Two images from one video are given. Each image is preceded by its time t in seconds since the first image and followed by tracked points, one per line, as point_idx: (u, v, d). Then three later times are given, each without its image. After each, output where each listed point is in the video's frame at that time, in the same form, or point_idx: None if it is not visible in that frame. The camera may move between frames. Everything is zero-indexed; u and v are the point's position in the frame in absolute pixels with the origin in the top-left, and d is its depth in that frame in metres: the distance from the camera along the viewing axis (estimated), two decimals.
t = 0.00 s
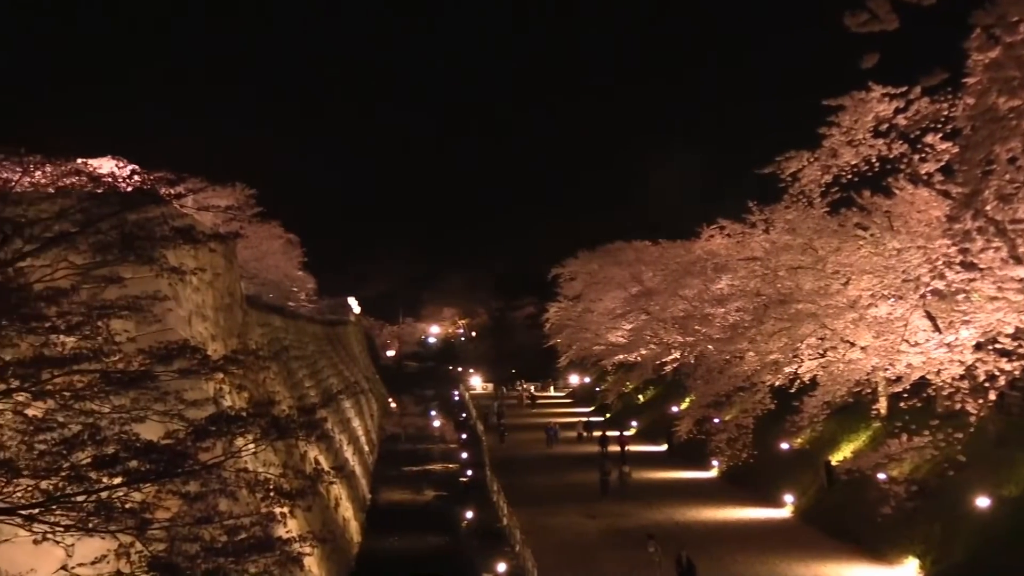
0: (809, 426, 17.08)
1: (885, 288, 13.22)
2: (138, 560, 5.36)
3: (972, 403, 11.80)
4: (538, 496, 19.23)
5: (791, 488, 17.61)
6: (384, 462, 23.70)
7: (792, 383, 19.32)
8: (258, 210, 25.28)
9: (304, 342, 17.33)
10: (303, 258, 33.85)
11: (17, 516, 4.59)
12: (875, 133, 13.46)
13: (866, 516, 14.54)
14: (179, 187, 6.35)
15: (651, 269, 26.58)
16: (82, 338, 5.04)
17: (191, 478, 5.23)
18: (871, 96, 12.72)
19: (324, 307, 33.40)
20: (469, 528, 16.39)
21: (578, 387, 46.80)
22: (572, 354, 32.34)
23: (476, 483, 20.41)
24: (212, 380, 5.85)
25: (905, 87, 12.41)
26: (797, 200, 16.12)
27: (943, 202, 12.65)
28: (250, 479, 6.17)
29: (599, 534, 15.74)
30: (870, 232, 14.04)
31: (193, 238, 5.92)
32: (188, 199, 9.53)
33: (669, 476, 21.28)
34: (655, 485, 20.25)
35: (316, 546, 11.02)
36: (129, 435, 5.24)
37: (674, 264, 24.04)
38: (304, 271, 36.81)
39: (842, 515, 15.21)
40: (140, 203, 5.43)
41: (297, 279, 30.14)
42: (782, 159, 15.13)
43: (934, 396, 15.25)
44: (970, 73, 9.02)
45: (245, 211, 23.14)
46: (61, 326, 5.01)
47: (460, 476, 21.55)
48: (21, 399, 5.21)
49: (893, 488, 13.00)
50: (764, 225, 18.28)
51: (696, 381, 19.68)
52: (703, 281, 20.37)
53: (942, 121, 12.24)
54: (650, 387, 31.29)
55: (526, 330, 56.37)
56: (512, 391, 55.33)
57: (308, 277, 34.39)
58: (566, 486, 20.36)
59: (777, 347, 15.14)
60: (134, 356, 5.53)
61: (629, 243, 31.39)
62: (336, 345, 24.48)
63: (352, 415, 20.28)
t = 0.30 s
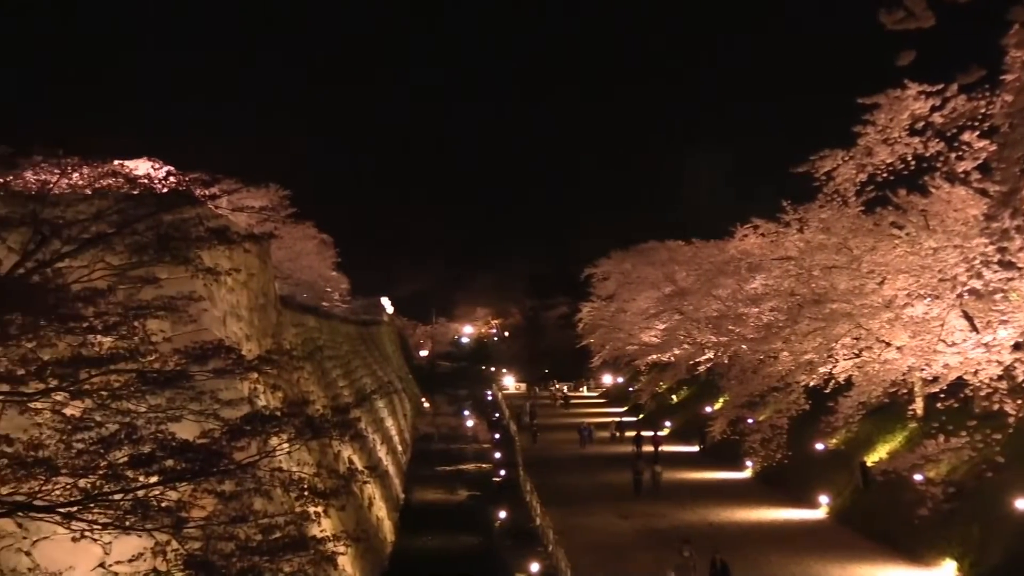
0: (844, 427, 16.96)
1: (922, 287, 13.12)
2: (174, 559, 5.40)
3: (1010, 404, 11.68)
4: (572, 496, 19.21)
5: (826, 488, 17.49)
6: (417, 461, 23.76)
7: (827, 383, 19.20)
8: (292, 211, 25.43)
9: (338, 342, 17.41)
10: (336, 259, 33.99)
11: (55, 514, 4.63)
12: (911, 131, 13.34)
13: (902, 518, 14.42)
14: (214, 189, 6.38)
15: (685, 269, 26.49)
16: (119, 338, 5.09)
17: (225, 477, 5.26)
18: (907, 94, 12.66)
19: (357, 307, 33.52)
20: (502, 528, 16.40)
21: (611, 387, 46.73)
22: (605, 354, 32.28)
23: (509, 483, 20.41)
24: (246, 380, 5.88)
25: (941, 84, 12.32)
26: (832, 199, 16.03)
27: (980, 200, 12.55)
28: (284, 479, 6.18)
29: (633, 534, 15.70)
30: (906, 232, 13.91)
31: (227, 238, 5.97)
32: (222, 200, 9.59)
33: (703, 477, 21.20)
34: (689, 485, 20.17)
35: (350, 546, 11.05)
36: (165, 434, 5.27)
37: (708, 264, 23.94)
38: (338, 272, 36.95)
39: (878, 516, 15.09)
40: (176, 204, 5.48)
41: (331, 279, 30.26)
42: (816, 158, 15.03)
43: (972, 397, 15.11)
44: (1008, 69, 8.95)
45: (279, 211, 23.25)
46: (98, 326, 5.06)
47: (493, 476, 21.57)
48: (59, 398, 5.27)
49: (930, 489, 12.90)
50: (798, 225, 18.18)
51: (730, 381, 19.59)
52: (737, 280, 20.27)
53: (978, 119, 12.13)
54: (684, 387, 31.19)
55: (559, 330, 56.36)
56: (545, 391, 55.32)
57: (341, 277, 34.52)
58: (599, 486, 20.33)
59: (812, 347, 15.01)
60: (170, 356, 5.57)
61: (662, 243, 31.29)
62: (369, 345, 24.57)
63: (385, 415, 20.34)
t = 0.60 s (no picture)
0: (884, 428, 16.82)
1: (962, 287, 12.97)
2: (214, 557, 5.44)
3: None
4: (608, 496, 19.18)
5: (866, 490, 17.36)
6: (454, 461, 23.82)
7: (866, 383, 19.06)
8: (329, 212, 25.56)
9: (375, 342, 17.47)
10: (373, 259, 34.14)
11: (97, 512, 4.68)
12: (951, 129, 13.21)
13: (943, 520, 14.28)
14: (251, 189, 6.42)
15: (722, 269, 26.38)
16: (159, 338, 5.13)
17: (264, 476, 5.29)
18: (947, 91, 12.59)
19: (394, 307, 33.65)
20: (539, 528, 16.41)
21: (648, 386, 46.65)
22: (641, 354, 32.21)
23: (545, 483, 20.42)
24: (284, 379, 5.91)
25: (982, 81, 12.21)
26: (871, 198, 15.91)
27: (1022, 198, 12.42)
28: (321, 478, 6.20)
29: (670, 534, 15.66)
30: (946, 230, 13.70)
31: (265, 239, 6.00)
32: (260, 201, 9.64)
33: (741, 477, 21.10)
34: (726, 486, 20.07)
35: (387, 545, 11.09)
36: (204, 433, 5.31)
37: (745, 264, 23.84)
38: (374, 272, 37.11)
39: (919, 518, 14.95)
40: (214, 205, 5.51)
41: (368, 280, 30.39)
42: (855, 156, 14.91)
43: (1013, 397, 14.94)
44: None
45: (316, 212, 23.38)
46: (138, 326, 5.10)
47: (530, 475, 21.59)
48: (100, 397, 5.32)
49: (971, 491, 12.77)
50: (837, 224, 18.05)
51: (768, 381, 19.49)
52: (775, 280, 20.13)
53: (1020, 115, 12.01)
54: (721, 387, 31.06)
55: (595, 330, 56.31)
56: (581, 391, 55.29)
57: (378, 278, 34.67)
58: (636, 486, 20.28)
59: (851, 347, 14.88)
60: (208, 356, 5.60)
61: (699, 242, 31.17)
62: (406, 345, 24.67)
63: (422, 415, 20.41)
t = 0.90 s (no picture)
0: (922, 429, 16.66)
1: (1002, 287, 12.95)
2: (250, 556, 5.47)
3: None
4: (643, 496, 19.14)
5: (904, 491, 17.22)
6: (489, 461, 23.86)
7: (903, 384, 18.92)
8: (364, 212, 25.66)
9: (409, 342, 17.51)
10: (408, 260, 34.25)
11: (135, 510, 4.72)
12: (990, 127, 13.07)
13: (983, 522, 14.14)
14: (287, 190, 6.45)
15: (757, 268, 26.23)
16: (196, 338, 5.17)
17: (299, 475, 5.31)
18: (987, 89, 12.47)
19: (429, 307, 33.74)
20: (573, 528, 16.40)
21: (683, 387, 46.49)
22: (676, 354, 32.08)
23: (580, 483, 20.40)
24: (320, 379, 5.93)
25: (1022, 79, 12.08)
26: (908, 196, 15.78)
27: None
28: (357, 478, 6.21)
29: (706, 535, 15.61)
30: (985, 229, 13.58)
31: (301, 240, 6.03)
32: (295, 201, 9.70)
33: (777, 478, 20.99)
34: (762, 487, 19.97)
35: (422, 545, 11.12)
36: (240, 433, 5.34)
37: (781, 263, 23.69)
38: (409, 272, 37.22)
39: (958, 520, 14.82)
40: (251, 206, 5.55)
41: (402, 280, 30.50)
42: (892, 155, 14.79)
43: None
44: None
45: (351, 212, 23.48)
46: (176, 326, 5.14)
47: (564, 476, 21.59)
48: (139, 396, 5.37)
49: (1012, 493, 12.65)
50: (874, 223, 17.90)
51: (804, 381, 19.37)
52: (811, 279, 19.99)
53: None
54: (757, 388, 30.90)
55: (630, 330, 56.17)
56: (616, 391, 55.17)
57: (413, 279, 34.77)
58: (671, 487, 20.22)
59: (888, 348, 14.74)
60: (244, 356, 5.64)
61: (734, 242, 31.02)
62: (441, 345, 24.73)
63: (457, 415, 20.46)
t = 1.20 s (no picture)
0: (960, 430, 16.51)
1: None
2: (285, 555, 5.49)
3: None
4: (678, 497, 19.08)
5: (942, 492, 17.07)
6: (523, 461, 23.87)
7: (941, 385, 18.74)
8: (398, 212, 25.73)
9: (443, 342, 17.54)
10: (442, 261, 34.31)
11: (172, 509, 4.75)
12: None
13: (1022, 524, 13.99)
14: (321, 191, 6.48)
15: (792, 268, 26.06)
16: (231, 338, 5.20)
17: (334, 475, 5.33)
18: None
19: (462, 307, 33.80)
20: (607, 529, 16.37)
21: (718, 387, 46.28)
22: (711, 354, 31.93)
23: (614, 484, 20.36)
24: (354, 380, 5.94)
25: None
26: (946, 195, 15.63)
27: None
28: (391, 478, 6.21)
29: (740, 536, 15.54)
30: None
31: (335, 241, 6.05)
32: (329, 202, 9.74)
33: (812, 479, 20.86)
34: (796, 488, 19.84)
35: (456, 545, 11.14)
36: (275, 433, 5.37)
37: (816, 263, 23.54)
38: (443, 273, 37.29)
39: (997, 522, 14.67)
40: (286, 207, 5.58)
41: (436, 281, 30.56)
42: (929, 154, 14.66)
43: None
44: None
45: (385, 213, 23.56)
46: (211, 327, 5.18)
47: (598, 476, 21.57)
48: (175, 396, 5.41)
49: None
50: (910, 222, 17.76)
51: (840, 381, 19.24)
52: (847, 279, 19.84)
53: None
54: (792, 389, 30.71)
55: (664, 330, 55.98)
56: (650, 391, 54.99)
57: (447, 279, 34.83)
58: (704, 487, 20.14)
59: (925, 348, 14.61)
60: (279, 356, 5.66)
61: (769, 242, 30.85)
62: (475, 345, 24.76)
63: (490, 415, 20.49)
